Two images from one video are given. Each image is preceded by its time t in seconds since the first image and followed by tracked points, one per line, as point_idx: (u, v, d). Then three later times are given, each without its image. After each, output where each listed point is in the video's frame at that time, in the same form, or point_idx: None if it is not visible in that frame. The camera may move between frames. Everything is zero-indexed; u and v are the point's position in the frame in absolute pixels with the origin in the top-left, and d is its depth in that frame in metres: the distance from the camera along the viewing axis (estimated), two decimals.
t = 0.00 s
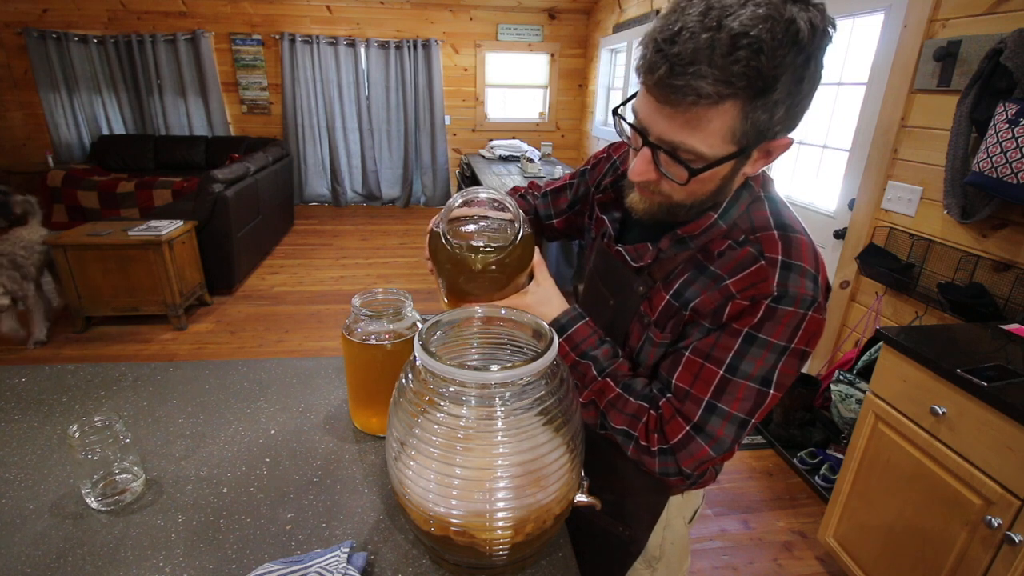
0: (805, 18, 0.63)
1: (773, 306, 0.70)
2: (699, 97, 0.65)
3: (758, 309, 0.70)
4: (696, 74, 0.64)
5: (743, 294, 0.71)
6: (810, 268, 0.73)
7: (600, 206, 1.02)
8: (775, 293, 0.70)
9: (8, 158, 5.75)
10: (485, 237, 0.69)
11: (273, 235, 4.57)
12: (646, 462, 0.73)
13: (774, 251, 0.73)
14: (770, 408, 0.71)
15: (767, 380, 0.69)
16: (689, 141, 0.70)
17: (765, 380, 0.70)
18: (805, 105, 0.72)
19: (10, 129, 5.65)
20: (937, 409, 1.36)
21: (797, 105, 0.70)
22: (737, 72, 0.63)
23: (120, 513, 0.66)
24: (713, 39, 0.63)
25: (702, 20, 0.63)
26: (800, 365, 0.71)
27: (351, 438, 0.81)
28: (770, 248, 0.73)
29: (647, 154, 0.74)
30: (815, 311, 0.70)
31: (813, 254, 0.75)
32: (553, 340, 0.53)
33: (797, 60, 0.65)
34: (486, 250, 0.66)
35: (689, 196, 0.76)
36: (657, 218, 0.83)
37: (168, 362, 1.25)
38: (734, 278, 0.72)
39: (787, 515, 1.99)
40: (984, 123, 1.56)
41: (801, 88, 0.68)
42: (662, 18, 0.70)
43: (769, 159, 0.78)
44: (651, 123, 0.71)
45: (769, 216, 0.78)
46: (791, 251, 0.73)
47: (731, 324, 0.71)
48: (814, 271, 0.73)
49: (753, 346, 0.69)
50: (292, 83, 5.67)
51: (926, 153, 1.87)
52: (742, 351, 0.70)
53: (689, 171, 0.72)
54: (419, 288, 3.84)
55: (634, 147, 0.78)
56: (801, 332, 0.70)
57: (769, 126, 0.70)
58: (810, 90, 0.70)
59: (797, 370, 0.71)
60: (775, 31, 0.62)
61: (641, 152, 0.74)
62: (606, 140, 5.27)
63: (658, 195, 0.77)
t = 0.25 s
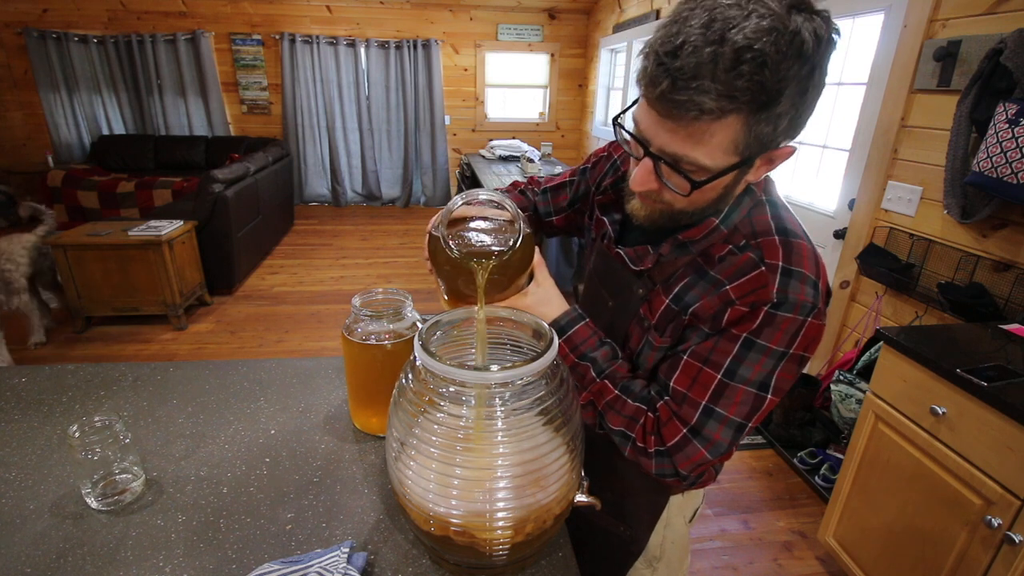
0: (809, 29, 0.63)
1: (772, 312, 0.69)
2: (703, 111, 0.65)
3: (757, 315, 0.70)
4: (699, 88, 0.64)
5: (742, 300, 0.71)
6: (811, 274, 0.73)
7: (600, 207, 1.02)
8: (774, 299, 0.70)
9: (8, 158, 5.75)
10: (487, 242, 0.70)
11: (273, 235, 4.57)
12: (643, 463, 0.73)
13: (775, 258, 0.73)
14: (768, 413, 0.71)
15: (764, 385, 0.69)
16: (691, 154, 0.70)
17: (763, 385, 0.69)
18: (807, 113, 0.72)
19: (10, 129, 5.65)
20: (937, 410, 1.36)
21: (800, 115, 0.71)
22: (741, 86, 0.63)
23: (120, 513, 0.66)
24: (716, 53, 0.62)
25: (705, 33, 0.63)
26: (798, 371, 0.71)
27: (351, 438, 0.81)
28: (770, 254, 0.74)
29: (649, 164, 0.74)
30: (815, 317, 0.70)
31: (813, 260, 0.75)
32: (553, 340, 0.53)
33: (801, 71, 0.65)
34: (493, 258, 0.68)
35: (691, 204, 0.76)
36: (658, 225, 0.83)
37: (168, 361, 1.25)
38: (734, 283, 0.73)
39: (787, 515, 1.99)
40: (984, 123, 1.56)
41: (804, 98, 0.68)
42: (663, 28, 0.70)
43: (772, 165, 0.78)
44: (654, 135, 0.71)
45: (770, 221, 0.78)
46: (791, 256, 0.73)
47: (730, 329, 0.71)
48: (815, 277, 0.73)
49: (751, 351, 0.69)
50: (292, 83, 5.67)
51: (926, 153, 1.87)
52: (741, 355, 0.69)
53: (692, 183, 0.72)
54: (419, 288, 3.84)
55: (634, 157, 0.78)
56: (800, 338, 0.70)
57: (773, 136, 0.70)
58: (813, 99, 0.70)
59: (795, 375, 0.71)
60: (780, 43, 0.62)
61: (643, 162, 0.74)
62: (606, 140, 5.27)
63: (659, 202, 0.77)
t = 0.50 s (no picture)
0: (808, 32, 0.63)
1: (771, 314, 0.69)
2: (701, 116, 0.65)
3: (756, 317, 0.70)
4: (697, 92, 0.64)
5: (741, 302, 0.71)
6: (810, 275, 0.73)
7: (599, 208, 1.02)
8: (774, 301, 0.70)
9: (8, 158, 5.75)
10: (487, 245, 0.70)
11: (273, 235, 4.57)
12: (642, 463, 0.73)
13: (774, 259, 0.73)
14: (767, 414, 0.71)
15: (763, 387, 0.69)
16: (690, 157, 0.70)
17: (761, 386, 0.69)
18: (806, 116, 0.72)
19: (10, 129, 5.65)
20: (937, 409, 1.36)
21: (799, 117, 0.71)
22: (740, 90, 0.63)
23: (120, 513, 0.66)
24: (714, 57, 0.62)
25: (703, 38, 0.63)
26: (797, 372, 0.71)
27: (351, 438, 0.81)
28: (770, 256, 0.74)
29: (648, 168, 0.74)
30: (815, 319, 0.70)
31: (813, 261, 0.75)
32: (553, 340, 0.53)
33: (800, 74, 0.65)
34: (492, 261, 0.68)
35: (691, 206, 0.76)
36: (658, 226, 0.83)
37: (168, 361, 1.25)
38: (733, 285, 0.73)
39: (787, 515, 1.99)
40: (984, 123, 1.56)
41: (804, 101, 0.68)
42: (661, 32, 0.69)
43: (772, 167, 0.78)
44: (652, 138, 0.71)
45: (770, 222, 0.78)
46: (790, 258, 0.73)
47: (729, 330, 0.71)
48: (814, 278, 0.73)
49: (749, 352, 0.69)
50: (292, 83, 5.67)
51: (926, 153, 1.87)
52: (740, 357, 0.69)
53: (692, 186, 0.72)
54: (419, 288, 3.84)
55: (633, 160, 0.78)
56: (799, 339, 0.70)
57: (772, 140, 0.70)
58: (812, 102, 0.70)
59: (794, 376, 0.71)
60: (778, 47, 0.62)
61: (642, 165, 0.74)
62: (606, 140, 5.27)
63: (658, 204, 0.77)
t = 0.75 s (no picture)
0: (808, 33, 0.63)
1: (772, 314, 0.69)
2: (702, 117, 0.65)
3: (757, 317, 0.70)
4: (698, 94, 0.64)
5: (742, 303, 0.72)
6: (811, 275, 0.73)
7: (600, 207, 1.02)
8: (775, 301, 0.70)
9: (8, 158, 5.74)
10: (486, 245, 0.70)
11: (273, 235, 4.57)
12: (643, 464, 0.73)
13: (775, 260, 0.73)
14: (768, 414, 0.71)
15: (764, 387, 0.69)
16: (691, 158, 0.70)
17: (762, 386, 0.69)
18: (807, 117, 0.72)
19: (10, 129, 5.65)
20: (937, 409, 1.36)
21: (800, 118, 0.71)
22: (740, 92, 0.63)
23: (121, 513, 0.66)
24: (715, 59, 0.62)
25: (704, 39, 0.63)
26: (798, 372, 0.71)
27: (351, 439, 0.81)
28: (770, 256, 0.74)
29: (649, 168, 0.74)
30: (816, 319, 0.70)
31: (814, 261, 0.75)
32: (553, 340, 0.53)
33: (801, 75, 0.65)
34: (491, 262, 0.68)
35: (692, 206, 0.76)
36: (659, 227, 0.83)
37: (168, 361, 1.25)
38: (734, 285, 0.73)
39: (787, 515, 1.99)
40: (984, 123, 1.56)
41: (805, 101, 0.68)
42: (662, 33, 0.69)
43: (772, 168, 0.78)
44: (653, 139, 0.71)
45: (771, 222, 0.78)
46: (791, 259, 0.73)
47: (730, 330, 0.71)
48: (816, 279, 0.73)
49: (751, 352, 0.69)
50: (292, 83, 5.67)
51: (926, 153, 1.87)
52: (741, 357, 0.69)
53: (693, 187, 0.72)
54: (419, 288, 3.84)
55: (634, 161, 0.78)
56: (800, 339, 0.70)
57: (773, 141, 0.70)
58: (813, 102, 0.70)
59: (796, 376, 0.71)
60: (779, 48, 0.62)
61: (643, 166, 0.74)
62: (606, 140, 5.27)
63: (658, 204, 0.77)
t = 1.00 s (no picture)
0: (810, 32, 0.63)
1: (773, 315, 0.69)
2: (703, 116, 0.65)
3: (758, 318, 0.70)
4: (699, 93, 0.64)
5: (743, 303, 0.72)
6: (812, 276, 0.73)
7: (601, 207, 1.02)
8: (776, 302, 0.70)
9: (8, 158, 5.74)
10: (489, 246, 0.70)
11: (273, 235, 4.57)
12: (644, 464, 0.73)
13: (777, 260, 0.73)
14: (768, 414, 0.71)
15: (765, 387, 0.69)
16: (692, 157, 0.70)
17: (763, 387, 0.69)
18: (808, 117, 0.72)
19: (10, 129, 5.65)
20: (937, 409, 1.36)
21: (800, 118, 0.71)
22: (741, 90, 0.63)
23: (120, 513, 0.66)
24: (716, 58, 0.62)
25: (705, 38, 0.63)
26: (799, 372, 0.71)
27: (351, 439, 0.81)
28: (772, 256, 0.74)
29: (650, 168, 0.73)
30: (817, 319, 0.70)
31: (815, 261, 0.75)
32: (554, 340, 0.52)
33: (802, 75, 0.65)
34: (493, 263, 0.68)
35: (693, 206, 0.76)
36: (660, 227, 0.83)
37: (168, 361, 1.25)
38: (736, 286, 0.73)
39: (787, 515, 1.99)
40: (984, 123, 1.56)
41: (806, 101, 0.68)
42: (662, 32, 0.70)
43: (774, 167, 0.78)
44: (654, 138, 0.71)
45: (773, 223, 0.79)
46: (792, 259, 0.73)
47: (732, 330, 0.71)
48: (817, 279, 0.73)
49: (752, 352, 0.69)
50: (292, 83, 5.67)
51: (926, 153, 1.87)
52: (742, 357, 0.69)
53: (694, 187, 0.72)
54: (419, 288, 3.84)
55: (635, 160, 0.78)
56: (801, 340, 0.70)
57: (774, 141, 0.70)
58: (814, 102, 0.70)
59: (797, 377, 0.71)
60: (780, 47, 0.62)
61: (643, 166, 0.74)
62: (606, 140, 5.27)
63: (659, 204, 0.77)
